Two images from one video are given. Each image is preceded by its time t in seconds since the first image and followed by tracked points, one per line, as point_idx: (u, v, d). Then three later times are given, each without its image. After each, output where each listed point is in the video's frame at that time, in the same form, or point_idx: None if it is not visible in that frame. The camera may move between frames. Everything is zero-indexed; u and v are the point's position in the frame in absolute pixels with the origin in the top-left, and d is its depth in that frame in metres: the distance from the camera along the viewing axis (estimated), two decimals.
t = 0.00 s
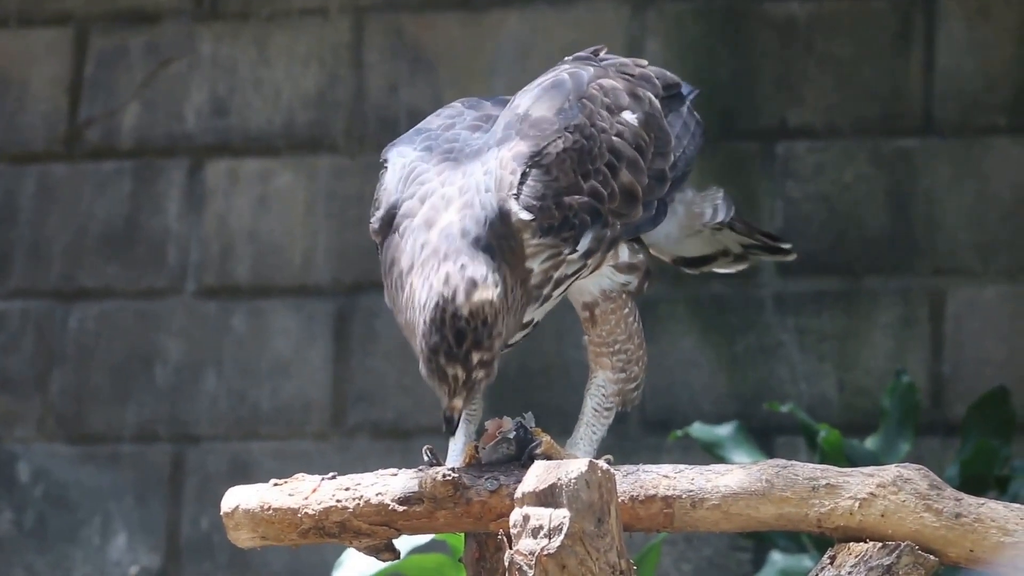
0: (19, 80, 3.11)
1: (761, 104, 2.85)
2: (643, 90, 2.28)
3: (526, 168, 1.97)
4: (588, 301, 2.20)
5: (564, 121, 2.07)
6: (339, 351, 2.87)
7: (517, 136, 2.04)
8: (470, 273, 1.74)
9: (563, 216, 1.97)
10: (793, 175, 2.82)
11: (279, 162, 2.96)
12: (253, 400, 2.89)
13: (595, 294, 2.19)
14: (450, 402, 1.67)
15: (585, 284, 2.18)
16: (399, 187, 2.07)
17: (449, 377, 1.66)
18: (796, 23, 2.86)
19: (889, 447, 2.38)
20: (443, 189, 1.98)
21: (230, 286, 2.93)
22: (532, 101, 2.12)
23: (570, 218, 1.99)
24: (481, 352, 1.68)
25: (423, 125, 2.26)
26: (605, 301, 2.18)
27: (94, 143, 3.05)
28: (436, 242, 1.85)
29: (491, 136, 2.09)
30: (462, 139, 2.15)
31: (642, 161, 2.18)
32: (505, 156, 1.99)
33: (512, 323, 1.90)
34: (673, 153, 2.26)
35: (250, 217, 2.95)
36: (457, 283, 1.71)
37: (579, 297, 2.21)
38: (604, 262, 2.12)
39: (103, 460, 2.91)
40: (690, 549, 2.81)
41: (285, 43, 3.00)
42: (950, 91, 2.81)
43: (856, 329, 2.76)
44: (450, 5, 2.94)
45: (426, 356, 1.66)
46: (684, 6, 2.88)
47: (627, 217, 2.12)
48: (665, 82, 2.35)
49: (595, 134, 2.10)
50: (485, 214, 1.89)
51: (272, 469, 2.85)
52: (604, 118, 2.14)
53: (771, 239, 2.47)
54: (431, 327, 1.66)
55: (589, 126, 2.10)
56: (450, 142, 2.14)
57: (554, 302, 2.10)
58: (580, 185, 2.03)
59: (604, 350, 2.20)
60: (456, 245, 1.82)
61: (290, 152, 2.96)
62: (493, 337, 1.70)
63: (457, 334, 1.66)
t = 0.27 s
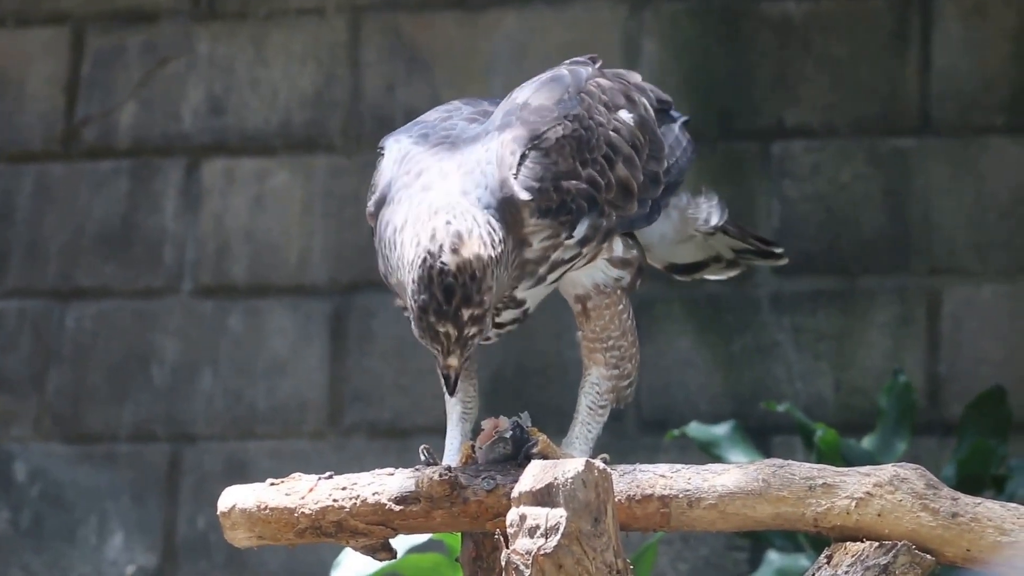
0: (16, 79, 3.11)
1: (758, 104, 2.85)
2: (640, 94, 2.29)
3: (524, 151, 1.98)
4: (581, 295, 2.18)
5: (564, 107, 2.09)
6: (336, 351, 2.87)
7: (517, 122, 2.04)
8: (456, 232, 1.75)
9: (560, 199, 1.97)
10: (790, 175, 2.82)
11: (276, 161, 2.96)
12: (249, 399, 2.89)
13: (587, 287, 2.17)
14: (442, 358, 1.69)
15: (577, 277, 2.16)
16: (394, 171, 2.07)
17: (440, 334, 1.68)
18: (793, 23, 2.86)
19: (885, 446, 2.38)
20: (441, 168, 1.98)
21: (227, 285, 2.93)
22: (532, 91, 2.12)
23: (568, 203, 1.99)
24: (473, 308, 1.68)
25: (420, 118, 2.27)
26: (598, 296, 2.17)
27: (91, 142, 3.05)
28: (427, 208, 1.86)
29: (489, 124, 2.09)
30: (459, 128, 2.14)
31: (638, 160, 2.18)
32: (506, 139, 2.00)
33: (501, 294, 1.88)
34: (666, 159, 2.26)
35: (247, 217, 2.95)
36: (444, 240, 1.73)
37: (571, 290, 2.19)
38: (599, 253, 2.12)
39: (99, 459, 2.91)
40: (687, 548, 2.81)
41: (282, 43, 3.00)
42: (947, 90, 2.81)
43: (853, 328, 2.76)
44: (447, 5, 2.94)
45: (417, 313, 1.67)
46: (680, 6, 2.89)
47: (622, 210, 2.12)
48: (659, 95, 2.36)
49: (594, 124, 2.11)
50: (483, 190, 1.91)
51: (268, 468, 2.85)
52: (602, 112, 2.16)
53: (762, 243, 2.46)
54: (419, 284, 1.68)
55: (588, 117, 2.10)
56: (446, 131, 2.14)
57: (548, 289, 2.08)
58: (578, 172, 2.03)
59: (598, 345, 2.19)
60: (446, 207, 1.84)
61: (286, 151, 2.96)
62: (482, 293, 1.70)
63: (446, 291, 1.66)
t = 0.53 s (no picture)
0: (13, 79, 3.11)
1: (755, 103, 2.85)
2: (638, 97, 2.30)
3: (523, 142, 1.98)
4: (577, 291, 2.17)
5: (563, 101, 2.09)
6: (333, 350, 2.87)
7: (516, 114, 2.04)
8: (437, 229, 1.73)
9: (558, 191, 1.97)
10: (787, 174, 2.82)
11: (273, 160, 2.96)
12: (246, 398, 2.89)
13: (583, 282, 2.16)
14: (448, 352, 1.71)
15: (573, 271, 2.15)
16: (392, 161, 2.06)
17: (439, 330, 1.69)
18: (789, 22, 2.86)
19: (882, 445, 2.38)
20: (439, 158, 1.98)
21: (224, 284, 2.93)
22: (531, 86, 2.13)
23: (565, 194, 1.99)
24: (466, 298, 1.68)
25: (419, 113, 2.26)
26: (594, 292, 2.16)
27: (88, 141, 3.05)
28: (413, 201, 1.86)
29: (488, 117, 2.10)
30: (457, 123, 2.14)
31: (636, 159, 2.19)
32: (505, 130, 2.01)
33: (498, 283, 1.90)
34: (665, 161, 2.27)
35: (244, 216, 2.95)
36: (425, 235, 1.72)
37: (567, 286, 2.17)
38: (596, 248, 2.12)
39: (96, 458, 2.92)
40: (683, 547, 2.81)
41: (278, 42, 3.00)
42: (943, 89, 2.81)
43: (849, 327, 2.76)
44: (444, 4, 2.94)
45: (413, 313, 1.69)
46: (677, 5, 2.89)
47: (620, 206, 2.12)
48: (656, 100, 2.37)
49: (592, 119, 2.11)
50: (480, 181, 1.91)
51: (265, 467, 2.85)
52: (602, 109, 2.17)
53: (762, 233, 2.45)
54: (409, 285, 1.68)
55: (587, 113, 2.11)
56: (445, 125, 2.14)
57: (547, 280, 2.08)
58: (576, 164, 2.03)
59: (594, 343, 2.18)
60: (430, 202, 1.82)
61: (283, 150, 2.96)
62: (473, 281, 1.69)
63: (435, 287, 1.66)
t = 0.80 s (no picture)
0: (10, 79, 3.11)
1: (753, 103, 2.85)
2: (638, 100, 2.31)
3: (524, 139, 1.97)
4: (576, 290, 2.16)
5: (563, 99, 2.09)
6: (331, 349, 2.87)
7: (518, 111, 2.04)
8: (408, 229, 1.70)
9: (560, 187, 1.97)
10: (785, 174, 2.82)
11: (271, 160, 2.96)
12: (244, 398, 2.89)
13: (582, 282, 2.16)
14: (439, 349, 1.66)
15: (573, 270, 2.15)
16: (392, 159, 2.04)
17: (423, 328, 1.65)
18: (787, 22, 2.86)
19: (881, 445, 2.38)
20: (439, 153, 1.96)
21: (222, 284, 2.93)
22: (533, 85, 2.12)
23: (566, 190, 1.99)
24: (445, 293, 1.64)
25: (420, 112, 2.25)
26: (593, 292, 2.15)
27: (86, 141, 3.05)
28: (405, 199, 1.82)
29: (490, 114, 2.08)
30: (459, 121, 2.13)
31: (636, 160, 2.19)
32: (507, 126, 1.99)
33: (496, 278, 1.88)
34: (666, 164, 2.28)
35: (242, 215, 2.95)
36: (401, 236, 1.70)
37: (567, 284, 2.17)
38: (597, 247, 2.12)
39: (94, 458, 2.92)
40: (682, 547, 2.81)
41: (276, 41, 2.99)
42: (941, 89, 2.81)
43: (848, 327, 2.76)
44: (441, 4, 2.94)
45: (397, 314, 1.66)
46: (675, 5, 2.89)
47: (620, 206, 2.13)
48: (657, 109, 2.38)
49: (593, 119, 2.12)
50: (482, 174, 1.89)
51: (263, 467, 2.85)
52: (602, 110, 2.17)
53: (761, 233, 2.44)
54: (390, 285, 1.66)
55: (589, 112, 2.11)
56: (446, 123, 2.12)
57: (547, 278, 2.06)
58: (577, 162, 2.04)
59: (593, 343, 2.17)
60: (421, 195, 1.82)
61: (281, 149, 2.96)
62: (449, 276, 1.65)
63: (413, 285, 1.64)
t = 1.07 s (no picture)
0: (10, 79, 3.10)
1: (753, 103, 2.85)
2: (633, 94, 2.30)
3: (526, 147, 1.96)
4: (579, 293, 2.17)
5: (563, 103, 2.08)
6: (331, 349, 2.87)
7: (518, 116, 2.02)
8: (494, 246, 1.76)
9: (564, 194, 1.97)
10: (785, 174, 2.83)
11: (271, 160, 2.96)
12: (244, 398, 2.88)
13: (586, 285, 2.16)
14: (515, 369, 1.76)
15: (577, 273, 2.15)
16: (394, 169, 2.02)
17: (511, 344, 1.75)
18: (787, 22, 2.86)
19: (882, 444, 2.38)
20: (442, 167, 1.95)
21: (222, 284, 2.93)
22: (532, 87, 2.11)
23: (569, 198, 1.99)
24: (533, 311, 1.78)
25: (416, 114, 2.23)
26: (596, 294, 2.16)
27: (86, 141, 3.05)
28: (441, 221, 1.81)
29: (488, 118, 2.06)
30: (458, 125, 2.11)
31: (636, 158, 2.19)
32: (508, 134, 1.98)
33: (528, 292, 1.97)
34: (664, 158, 2.27)
35: (242, 215, 2.95)
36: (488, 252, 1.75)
37: (571, 287, 2.18)
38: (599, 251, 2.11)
39: (94, 458, 2.91)
40: (683, 547, 2.81)
41: (276, 41, 2.99)
42: (941, 89, 2.81)
43: (848, 327, 2.76)
44: (442, 4, 2.94)
45: (490, 332, 1.74)
46: (675, 5, 2.89)
47: (622, 208, 2.13)
48: (650, 98, 2.39)
49: (592, 120, 2.11)
50: (489, 185, 1.88)
51: (263, 467, 2.84)
52: (601, 110, 2.16)
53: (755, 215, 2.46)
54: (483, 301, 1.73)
55: (587, 114, 2.10)
56: (445, 127, 2.10)
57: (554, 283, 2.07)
58: (579, 167, 2.03)
59: (595, 344, 2.17)
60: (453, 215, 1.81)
61: (281, 149, 2.96)
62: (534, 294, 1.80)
63: (509, 301, 1.74)
